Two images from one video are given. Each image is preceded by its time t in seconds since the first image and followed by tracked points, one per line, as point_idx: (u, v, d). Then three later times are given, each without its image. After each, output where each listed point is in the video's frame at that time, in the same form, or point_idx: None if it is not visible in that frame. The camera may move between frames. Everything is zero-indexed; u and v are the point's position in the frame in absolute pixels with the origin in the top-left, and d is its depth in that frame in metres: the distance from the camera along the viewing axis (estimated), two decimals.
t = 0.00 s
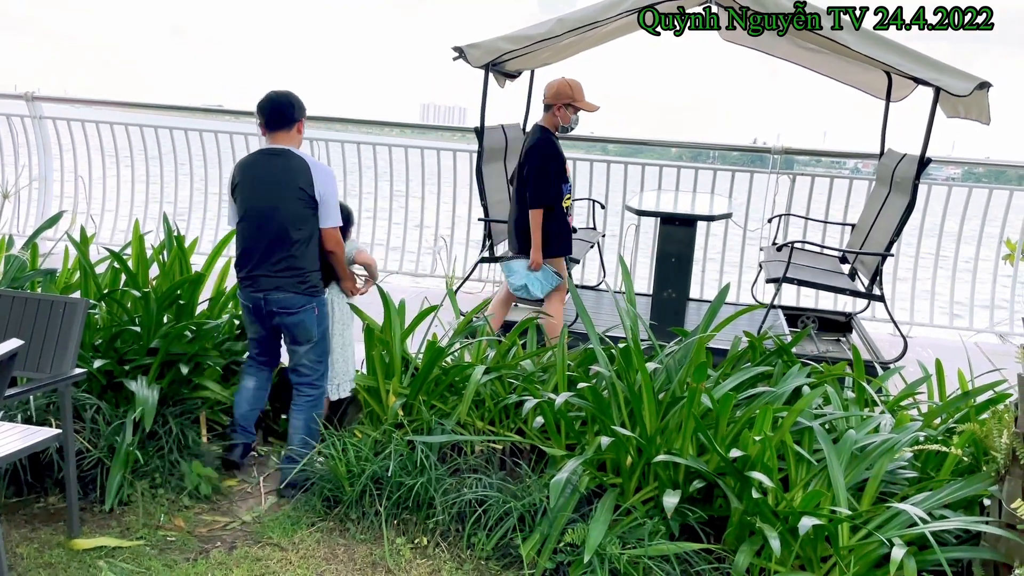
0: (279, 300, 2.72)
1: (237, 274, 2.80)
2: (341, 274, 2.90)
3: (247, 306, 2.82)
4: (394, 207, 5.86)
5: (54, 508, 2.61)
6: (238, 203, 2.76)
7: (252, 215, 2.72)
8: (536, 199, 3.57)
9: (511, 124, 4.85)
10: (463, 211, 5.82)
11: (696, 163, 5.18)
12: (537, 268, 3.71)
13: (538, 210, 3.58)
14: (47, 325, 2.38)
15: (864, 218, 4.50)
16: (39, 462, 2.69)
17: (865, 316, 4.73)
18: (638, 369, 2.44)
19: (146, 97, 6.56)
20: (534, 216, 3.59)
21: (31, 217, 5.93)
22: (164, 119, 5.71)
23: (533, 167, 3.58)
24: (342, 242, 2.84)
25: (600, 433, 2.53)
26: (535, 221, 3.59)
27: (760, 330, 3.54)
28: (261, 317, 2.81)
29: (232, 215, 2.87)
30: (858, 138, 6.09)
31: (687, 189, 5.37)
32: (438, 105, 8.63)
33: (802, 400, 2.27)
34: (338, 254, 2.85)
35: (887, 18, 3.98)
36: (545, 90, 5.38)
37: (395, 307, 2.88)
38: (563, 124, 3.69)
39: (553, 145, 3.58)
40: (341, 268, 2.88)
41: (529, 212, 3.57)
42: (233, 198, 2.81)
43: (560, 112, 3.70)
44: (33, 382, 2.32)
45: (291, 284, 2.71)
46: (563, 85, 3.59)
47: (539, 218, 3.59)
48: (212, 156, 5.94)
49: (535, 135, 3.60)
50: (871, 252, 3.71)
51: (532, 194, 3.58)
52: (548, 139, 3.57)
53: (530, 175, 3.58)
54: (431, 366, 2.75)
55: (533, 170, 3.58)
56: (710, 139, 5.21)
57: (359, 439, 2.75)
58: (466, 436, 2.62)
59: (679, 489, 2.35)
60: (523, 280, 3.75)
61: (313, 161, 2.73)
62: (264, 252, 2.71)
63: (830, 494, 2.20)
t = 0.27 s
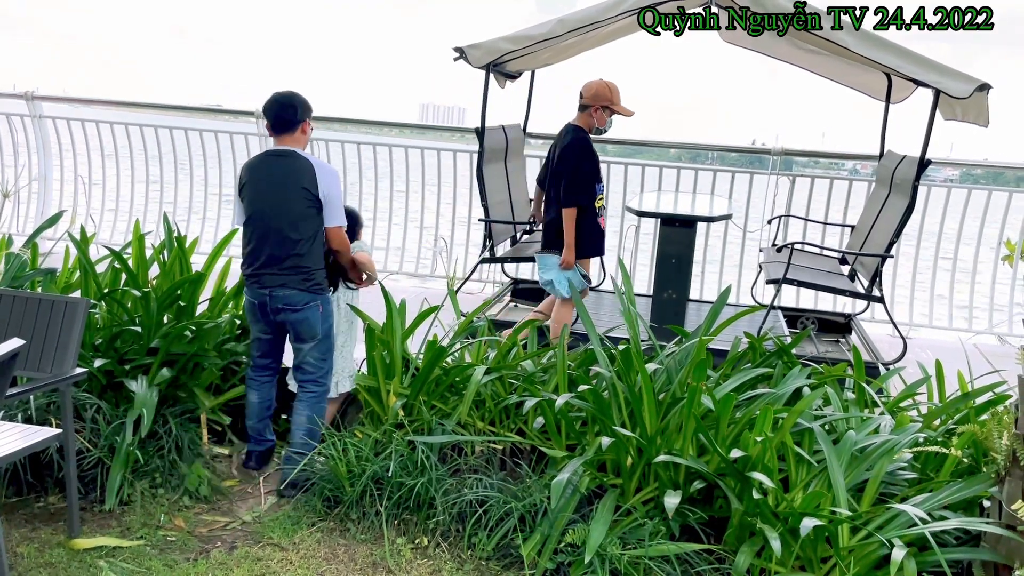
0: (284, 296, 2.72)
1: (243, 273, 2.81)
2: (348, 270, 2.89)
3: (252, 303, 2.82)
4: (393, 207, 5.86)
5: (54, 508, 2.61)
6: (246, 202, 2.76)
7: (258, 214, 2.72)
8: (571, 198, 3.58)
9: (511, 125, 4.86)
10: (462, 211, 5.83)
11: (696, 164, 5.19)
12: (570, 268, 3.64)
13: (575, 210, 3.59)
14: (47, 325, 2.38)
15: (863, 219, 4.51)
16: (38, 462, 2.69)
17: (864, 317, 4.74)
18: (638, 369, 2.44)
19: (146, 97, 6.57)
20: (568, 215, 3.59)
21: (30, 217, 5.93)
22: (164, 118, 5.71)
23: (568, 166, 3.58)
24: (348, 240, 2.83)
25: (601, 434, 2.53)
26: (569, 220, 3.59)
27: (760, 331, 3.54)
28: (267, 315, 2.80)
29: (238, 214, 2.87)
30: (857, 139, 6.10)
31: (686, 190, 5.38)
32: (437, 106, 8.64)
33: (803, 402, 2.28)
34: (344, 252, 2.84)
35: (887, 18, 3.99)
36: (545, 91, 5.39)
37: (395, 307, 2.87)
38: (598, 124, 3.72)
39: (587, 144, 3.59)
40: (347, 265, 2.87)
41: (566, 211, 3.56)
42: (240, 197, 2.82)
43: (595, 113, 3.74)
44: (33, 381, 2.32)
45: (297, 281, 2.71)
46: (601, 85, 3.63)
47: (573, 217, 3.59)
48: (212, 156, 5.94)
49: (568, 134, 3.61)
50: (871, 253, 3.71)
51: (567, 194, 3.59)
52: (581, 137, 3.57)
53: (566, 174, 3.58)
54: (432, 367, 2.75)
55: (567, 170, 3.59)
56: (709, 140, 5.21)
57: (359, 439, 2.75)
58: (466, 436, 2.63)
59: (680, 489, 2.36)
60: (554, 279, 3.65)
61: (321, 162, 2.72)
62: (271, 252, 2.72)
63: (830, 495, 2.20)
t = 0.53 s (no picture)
0: (275, 290, 2.73)
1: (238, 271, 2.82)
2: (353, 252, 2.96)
3: (247, 299, 2.84)
4: (392, 209, 5.86)
5: (53, 510, 2.61)
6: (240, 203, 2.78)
7: (253, 212, 2.74)
8: (605, 201, 3.58)
9: (511, 127, 4.86)
10: (462, 213, 5.83)
11: (694, 165, 5.20)
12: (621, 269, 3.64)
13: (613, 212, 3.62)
14: (47, 327, 2.38)
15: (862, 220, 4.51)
16: (38, 464, 2.69)
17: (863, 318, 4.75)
18: (638, 371, 2.44)
19: (144, 99, 6.56)
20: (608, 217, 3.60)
21: (29, 219, 5.92)
22: (162, 120, 5.71)
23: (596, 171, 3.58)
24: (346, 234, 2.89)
25: (600, 435, 2.53)
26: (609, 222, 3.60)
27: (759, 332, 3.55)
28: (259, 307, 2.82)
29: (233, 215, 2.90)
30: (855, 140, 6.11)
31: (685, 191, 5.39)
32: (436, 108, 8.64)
33: (802, 402, 2.28)
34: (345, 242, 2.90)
35: (886, 17, 4.00)
36: (544, 92, 5.39)
37: (395, 308, 2.87)
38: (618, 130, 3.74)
39: (610, 145, 3.59)
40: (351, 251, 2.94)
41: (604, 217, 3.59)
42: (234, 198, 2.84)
43: (615, 118, 3.77)
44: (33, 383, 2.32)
45: (288, 275, 2.72)
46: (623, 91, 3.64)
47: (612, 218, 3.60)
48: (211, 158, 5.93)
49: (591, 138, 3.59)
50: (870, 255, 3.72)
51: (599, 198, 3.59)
52: (604, 140, 3.57)
53: (595, 182, 3.58)
54: (432, 368, 2.74)
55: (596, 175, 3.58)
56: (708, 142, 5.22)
57: (359, 441, 2.75)
58: (466, 437, 2.63)
59: (680, 491, 2.36)
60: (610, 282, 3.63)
61: (313, 160, 2.77)
62: (264, 248, 2.74)
63: (830, 496, 2.20)
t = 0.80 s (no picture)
0: (271, 288, 2.76)
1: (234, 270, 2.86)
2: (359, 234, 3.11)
3: (242, 298, 2.87)
4: (392, 212, 5.87)
5: (51, 516, 2.60)
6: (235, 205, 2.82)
7: (248, 213, 2.78)
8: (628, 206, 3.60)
9: (508, 130, 4.87)
10: (460, 216, 5.83)
11: (692, 167, 5.20)
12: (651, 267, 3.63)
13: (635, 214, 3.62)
14: (44, 333, 2.38)
15: (860, 222, 4.52)
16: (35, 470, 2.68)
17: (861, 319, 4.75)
18: (636, 373, 2.44)
19: (142, 103, 6.55)
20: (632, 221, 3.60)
21: (27, 224, 5.91)
22: (160, 125, 5.70)
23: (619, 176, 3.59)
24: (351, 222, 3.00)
25: (599, 438, 2.52)
26: (633, 226, 3.60)
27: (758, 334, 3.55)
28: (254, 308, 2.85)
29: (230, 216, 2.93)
30: (853, 142, 6.12)
31: (683, 193, 5.39)
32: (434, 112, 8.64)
33: (800, 404, 2.28)
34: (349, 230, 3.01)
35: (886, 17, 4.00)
36: (542, 95, 5.40)
37: (393, 311, 2.86)
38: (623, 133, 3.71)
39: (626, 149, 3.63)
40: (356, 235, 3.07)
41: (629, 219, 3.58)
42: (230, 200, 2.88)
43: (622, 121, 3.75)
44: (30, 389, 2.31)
45: (283, 274, 2.76)
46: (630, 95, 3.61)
47: (636, 222, 3.62)
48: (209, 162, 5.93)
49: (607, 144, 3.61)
50: (868, 257, 3.72)
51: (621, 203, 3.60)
52: (621, 145, 3.60)
53: (618, 185, 3.58)
54: (430, 372, 2.74)
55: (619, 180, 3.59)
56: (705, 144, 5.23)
57: (357, 445, 2.75)
58: (464, 441, 2.62)
59: (678, 493, 2.36)
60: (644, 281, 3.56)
61: (304, 160, 2.81)
62: (259, 249, 2.78)
63: (829, 498, 2.20)
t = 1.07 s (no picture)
0: (266, 292, 2.81)
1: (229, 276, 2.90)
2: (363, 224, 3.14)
3: (235, 304, 2.90)
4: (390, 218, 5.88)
5: (52, 525, 2.60)
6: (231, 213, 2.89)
7: (241, 220, 2.83)
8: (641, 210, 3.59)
9: (506, 135, 4.88)
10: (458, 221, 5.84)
11: (689, 171, 5.21)
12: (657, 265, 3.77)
13: (644, 218, 3.64)
14: (43, 342, 2.37)
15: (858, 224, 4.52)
16: (35, 478, 2.68)
17: (860, 321, 4.76)
18: (636, 377, 2.45)
19: (140, 111, 6.56)
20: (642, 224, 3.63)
21: (25, 232, 5.91)
22: (158, 132, 5.71)
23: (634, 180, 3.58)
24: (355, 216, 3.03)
25: (599, 443, 2.53)
26: (642, 230, 3.64)
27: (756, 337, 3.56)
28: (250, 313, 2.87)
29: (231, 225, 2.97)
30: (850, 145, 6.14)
31: (680, 197, 5.41)
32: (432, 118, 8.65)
33: (800, 407, 2.28)
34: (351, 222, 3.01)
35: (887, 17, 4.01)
36: (539, 100, 5.41)
37: (392, 317, 2.87)
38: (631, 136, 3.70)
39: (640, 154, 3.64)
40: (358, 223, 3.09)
41: (640, 223, 3.60)
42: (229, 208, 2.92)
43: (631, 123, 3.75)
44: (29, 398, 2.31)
45: (277, 277, 2.81)
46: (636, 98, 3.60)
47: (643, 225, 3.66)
48: (207, 170, 5.94)
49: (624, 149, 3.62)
50: (865, 259, 3.73)
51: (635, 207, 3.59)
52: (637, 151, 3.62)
53: (634, 188, 3.58)
54: (429, 378, 2.75)
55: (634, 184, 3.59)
56: (702, 147, 5.24)
57: (358, 451, 2.75)
58: (465, 447, 2.62)
59: (679, 497, 2.36)
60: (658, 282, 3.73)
61: (292, 163, 2.83)
62: (251, 254, 2.82)
63: (829, 501, 2.20)
